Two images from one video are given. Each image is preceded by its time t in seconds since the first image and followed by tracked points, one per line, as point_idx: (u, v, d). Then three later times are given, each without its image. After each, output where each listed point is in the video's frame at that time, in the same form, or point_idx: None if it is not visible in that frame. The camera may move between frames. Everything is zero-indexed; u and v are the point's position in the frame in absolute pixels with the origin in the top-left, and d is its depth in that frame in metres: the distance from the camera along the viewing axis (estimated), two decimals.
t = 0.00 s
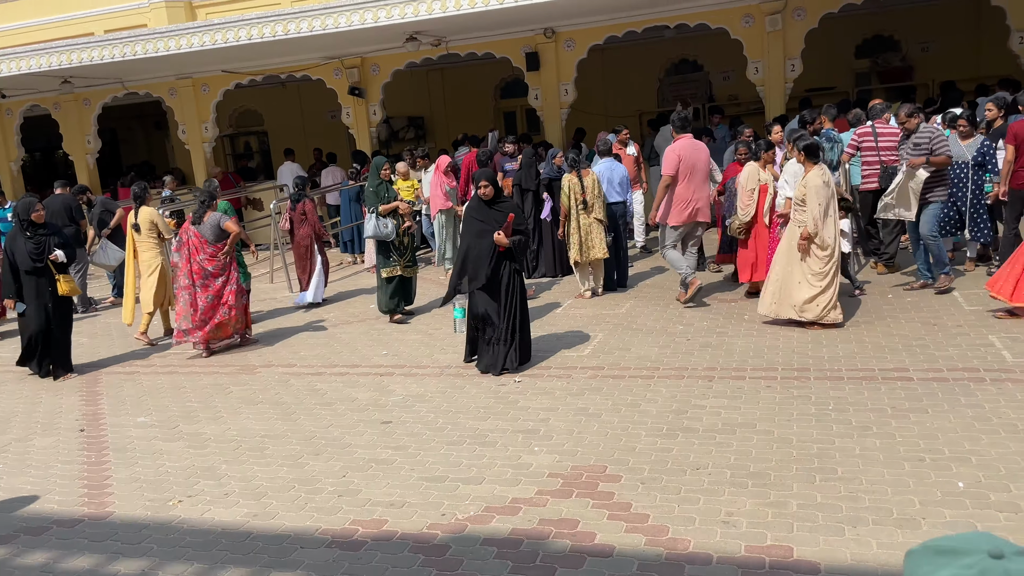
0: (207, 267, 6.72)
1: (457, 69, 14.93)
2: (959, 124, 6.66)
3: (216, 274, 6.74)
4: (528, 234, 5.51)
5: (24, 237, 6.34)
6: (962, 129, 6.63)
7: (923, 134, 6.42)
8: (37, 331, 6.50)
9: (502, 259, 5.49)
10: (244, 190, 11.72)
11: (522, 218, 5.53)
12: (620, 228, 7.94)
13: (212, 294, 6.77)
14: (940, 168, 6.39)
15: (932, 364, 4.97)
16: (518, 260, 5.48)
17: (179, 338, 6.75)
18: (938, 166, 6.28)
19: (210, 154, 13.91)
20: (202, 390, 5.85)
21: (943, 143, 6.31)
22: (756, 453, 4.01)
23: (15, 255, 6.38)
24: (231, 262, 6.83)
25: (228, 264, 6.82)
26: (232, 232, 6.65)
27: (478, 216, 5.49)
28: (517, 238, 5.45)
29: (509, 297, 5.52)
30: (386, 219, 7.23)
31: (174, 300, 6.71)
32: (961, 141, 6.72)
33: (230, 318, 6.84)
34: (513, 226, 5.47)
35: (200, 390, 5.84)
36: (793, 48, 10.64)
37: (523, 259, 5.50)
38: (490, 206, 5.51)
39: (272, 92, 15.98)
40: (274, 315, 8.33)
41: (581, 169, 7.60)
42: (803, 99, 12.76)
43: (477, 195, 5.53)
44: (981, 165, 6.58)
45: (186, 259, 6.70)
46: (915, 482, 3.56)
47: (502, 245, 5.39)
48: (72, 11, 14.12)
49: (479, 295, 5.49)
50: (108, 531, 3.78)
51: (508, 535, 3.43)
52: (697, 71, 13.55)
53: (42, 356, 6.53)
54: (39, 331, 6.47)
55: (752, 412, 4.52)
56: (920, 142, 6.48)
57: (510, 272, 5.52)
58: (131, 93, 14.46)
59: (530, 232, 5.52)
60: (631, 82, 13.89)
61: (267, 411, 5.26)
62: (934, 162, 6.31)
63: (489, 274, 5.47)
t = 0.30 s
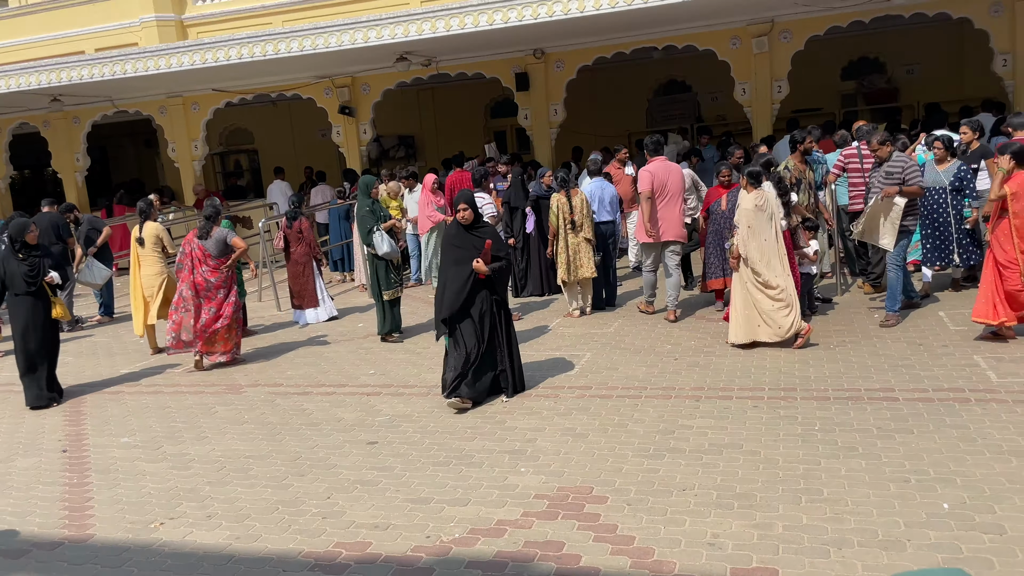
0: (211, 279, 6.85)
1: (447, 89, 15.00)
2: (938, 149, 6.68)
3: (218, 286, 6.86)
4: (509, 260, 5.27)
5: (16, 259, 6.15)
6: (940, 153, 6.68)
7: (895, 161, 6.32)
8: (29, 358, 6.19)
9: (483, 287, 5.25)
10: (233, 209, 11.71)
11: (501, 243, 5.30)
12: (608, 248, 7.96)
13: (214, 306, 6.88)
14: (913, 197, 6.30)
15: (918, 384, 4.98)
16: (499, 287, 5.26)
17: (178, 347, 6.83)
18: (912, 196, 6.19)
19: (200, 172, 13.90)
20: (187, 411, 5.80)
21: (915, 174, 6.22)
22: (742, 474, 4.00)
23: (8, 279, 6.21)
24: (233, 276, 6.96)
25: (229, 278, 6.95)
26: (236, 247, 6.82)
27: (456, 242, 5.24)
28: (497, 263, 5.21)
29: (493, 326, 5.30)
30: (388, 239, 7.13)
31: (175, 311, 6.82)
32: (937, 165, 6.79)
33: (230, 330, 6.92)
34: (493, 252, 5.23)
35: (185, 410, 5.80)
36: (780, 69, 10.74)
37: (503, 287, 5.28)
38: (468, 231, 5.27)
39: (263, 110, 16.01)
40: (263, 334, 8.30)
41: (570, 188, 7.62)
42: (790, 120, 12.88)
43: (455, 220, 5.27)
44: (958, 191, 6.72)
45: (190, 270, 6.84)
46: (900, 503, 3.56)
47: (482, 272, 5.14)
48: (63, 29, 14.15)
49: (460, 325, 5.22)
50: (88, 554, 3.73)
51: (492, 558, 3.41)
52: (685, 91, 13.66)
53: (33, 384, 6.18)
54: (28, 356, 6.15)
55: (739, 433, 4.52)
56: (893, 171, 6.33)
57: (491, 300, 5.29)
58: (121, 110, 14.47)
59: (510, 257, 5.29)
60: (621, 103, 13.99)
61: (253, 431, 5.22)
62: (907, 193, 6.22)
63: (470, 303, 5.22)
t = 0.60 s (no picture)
0: (199, 296, 6.86)
1: (432, 109, 15.06)
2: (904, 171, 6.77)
3: (207, 304, 6.87)
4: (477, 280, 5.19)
5: (8, 276, 5.88)
6: (905, 175, 6.78)
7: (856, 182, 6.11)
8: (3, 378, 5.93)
9: (453, 309, 5.13)
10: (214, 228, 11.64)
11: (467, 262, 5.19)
12: (591, 268, 7.96)
13: (205, 325, 6.90)
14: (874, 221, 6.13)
15: (897, 406, 4.99)
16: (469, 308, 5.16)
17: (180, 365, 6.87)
18: (872, 219, 6.02)
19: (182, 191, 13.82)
20: (162, 432, 5.72)
21: (875, 196, 6.03)
22: (721, 496, 3.99)
23: None
24: (221, 294, 6.98)
25: (218, 296, 6.97)
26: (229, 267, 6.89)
27: (423, 264, 5.08)
28: (466, 284, 5.11)
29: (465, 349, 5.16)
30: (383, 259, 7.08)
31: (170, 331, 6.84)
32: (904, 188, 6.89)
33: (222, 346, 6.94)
34: (461, 272, 5.13)
35: (160, 432, 5.71)
36: (761, 93, 10.85)
37: (474, 308, 5.17)
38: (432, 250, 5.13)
39: (247, 129, 15.99)
40: (242, 354, 8.22)
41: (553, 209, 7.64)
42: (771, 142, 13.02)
43: (419, 240, 5.10)
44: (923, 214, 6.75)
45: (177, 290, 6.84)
46: (877, 525, 3.55)
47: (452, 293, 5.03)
48: (45, 47, 14.10)
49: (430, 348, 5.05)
50: None
51: None
52: (668, 113, 13.78)
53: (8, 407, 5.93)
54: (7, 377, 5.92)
55: (718, 454, 4.50)
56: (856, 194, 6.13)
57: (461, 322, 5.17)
58: (103, 129, 14.39)
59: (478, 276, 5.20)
60: (605, 125, 14.08)
61: (228, 453, 5.15)
62: (866, 216, 6.04)
63: (439, 326, 5.08)
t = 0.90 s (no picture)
0: (187, 315, 6.92)
1: (416, 130, 15.10)
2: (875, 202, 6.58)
3: (194, 322, 6.94)
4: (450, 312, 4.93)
5: (12, 293, 5.78)
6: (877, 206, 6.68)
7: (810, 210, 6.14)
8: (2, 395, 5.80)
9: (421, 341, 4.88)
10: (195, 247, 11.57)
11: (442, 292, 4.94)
12: (574, 289, 7.96)
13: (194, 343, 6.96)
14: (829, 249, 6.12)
15: (875, 429, 5.00)
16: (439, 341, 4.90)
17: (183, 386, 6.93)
18: (827, 247, 6.03)
19: (162, 210, 13.73)
20: (136, 454, 5.63)
21: (829, 224, 6.06)
22: (699, 519, 3.97)
23: None
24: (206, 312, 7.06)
25: (203, 315, 7.05)
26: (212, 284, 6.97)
27: (393, 292, 4.83)
28: (438, 316, 4.86)
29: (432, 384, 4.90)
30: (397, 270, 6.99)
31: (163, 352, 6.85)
32: (875, 217, 6.74)
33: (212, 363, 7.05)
34: (433, 303, 4.85)
35: (135, 454, 5.63)
36: (741, 117, 10.97)
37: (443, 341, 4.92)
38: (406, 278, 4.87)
39: (228, 149, 15.96)
40: (220, 375, 8.13)
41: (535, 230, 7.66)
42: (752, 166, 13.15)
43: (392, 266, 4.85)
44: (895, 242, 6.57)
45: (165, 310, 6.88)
46: (855, 549, 3.55)
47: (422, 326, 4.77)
48: (26, 66, 14.06)
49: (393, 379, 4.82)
50: None
51: None
52: (650, 137, 13.90)
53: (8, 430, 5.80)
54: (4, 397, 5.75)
55: (697, 478, 4.49)
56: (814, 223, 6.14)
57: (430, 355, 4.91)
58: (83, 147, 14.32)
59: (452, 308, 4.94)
60: (588, 148, 14.16)
61: (203, 476, 5.08)
62: (821, 243, 6.05)
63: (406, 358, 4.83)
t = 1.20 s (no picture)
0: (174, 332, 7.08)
1: (403, 151, 15.15)
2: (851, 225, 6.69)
3: (182, 338, 7.11)
4: (423, 340, 4.63)
5: (21, 310, 5.92)
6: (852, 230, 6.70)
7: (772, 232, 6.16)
8: None
9: (392, 371, 4.56)
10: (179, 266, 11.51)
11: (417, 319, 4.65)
12: (559, 310, 7.98)
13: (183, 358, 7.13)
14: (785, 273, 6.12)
15: (856, 453, 5.02)
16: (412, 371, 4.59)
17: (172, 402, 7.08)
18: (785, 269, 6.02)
19: (146, 229, 13.66)
20: (114, 476, 5.57)
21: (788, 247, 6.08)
22: (682, 544, 3.96)
23: None
24: (192, 329, 7.21)
25: (190, 331, 7.20)
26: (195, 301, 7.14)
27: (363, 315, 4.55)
28: (410, 343, 4.56)
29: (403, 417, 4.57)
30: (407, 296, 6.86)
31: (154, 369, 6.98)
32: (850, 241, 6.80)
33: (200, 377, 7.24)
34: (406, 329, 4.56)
35: (113, 476, 5.56)
36: (724, 141, 11.08)
37: (417, 369, 4.58)
38: (379, 301, 4.59)
39: (214, 168, 15.94)
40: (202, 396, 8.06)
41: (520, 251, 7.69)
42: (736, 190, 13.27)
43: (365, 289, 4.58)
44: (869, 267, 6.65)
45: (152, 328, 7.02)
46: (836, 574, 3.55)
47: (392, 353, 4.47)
48: (12, 83, 14.02)
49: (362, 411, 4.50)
50: None
51: None
52: (635, 159, 14.01)
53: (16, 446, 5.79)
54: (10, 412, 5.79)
55: (680, 501, 4.49)
56: (772, 246, 6.16)
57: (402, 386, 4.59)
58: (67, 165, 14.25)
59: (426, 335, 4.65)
60: (574, 171, 14.26)
61: (182, 499, 5.02)
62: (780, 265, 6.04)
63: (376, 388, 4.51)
